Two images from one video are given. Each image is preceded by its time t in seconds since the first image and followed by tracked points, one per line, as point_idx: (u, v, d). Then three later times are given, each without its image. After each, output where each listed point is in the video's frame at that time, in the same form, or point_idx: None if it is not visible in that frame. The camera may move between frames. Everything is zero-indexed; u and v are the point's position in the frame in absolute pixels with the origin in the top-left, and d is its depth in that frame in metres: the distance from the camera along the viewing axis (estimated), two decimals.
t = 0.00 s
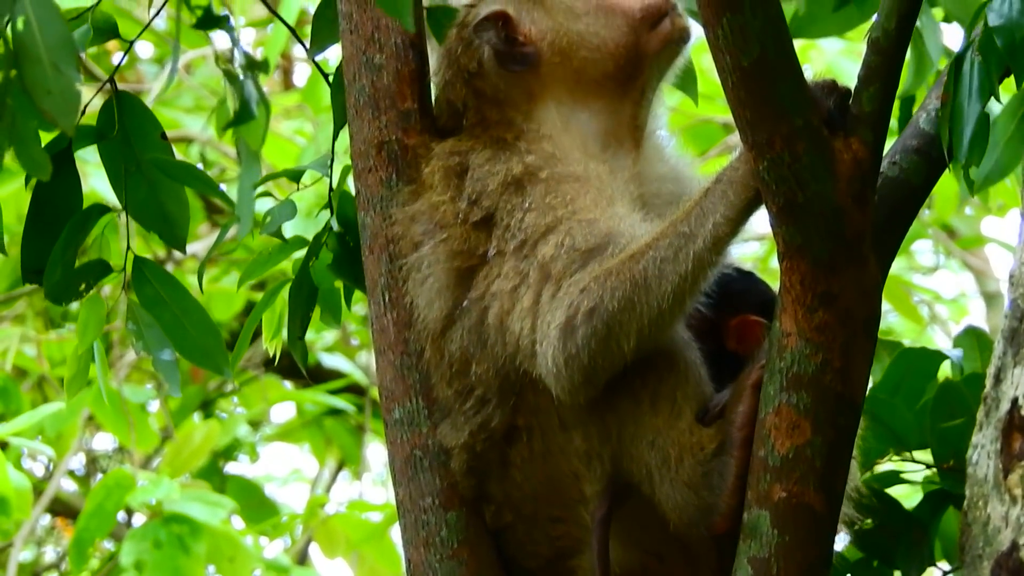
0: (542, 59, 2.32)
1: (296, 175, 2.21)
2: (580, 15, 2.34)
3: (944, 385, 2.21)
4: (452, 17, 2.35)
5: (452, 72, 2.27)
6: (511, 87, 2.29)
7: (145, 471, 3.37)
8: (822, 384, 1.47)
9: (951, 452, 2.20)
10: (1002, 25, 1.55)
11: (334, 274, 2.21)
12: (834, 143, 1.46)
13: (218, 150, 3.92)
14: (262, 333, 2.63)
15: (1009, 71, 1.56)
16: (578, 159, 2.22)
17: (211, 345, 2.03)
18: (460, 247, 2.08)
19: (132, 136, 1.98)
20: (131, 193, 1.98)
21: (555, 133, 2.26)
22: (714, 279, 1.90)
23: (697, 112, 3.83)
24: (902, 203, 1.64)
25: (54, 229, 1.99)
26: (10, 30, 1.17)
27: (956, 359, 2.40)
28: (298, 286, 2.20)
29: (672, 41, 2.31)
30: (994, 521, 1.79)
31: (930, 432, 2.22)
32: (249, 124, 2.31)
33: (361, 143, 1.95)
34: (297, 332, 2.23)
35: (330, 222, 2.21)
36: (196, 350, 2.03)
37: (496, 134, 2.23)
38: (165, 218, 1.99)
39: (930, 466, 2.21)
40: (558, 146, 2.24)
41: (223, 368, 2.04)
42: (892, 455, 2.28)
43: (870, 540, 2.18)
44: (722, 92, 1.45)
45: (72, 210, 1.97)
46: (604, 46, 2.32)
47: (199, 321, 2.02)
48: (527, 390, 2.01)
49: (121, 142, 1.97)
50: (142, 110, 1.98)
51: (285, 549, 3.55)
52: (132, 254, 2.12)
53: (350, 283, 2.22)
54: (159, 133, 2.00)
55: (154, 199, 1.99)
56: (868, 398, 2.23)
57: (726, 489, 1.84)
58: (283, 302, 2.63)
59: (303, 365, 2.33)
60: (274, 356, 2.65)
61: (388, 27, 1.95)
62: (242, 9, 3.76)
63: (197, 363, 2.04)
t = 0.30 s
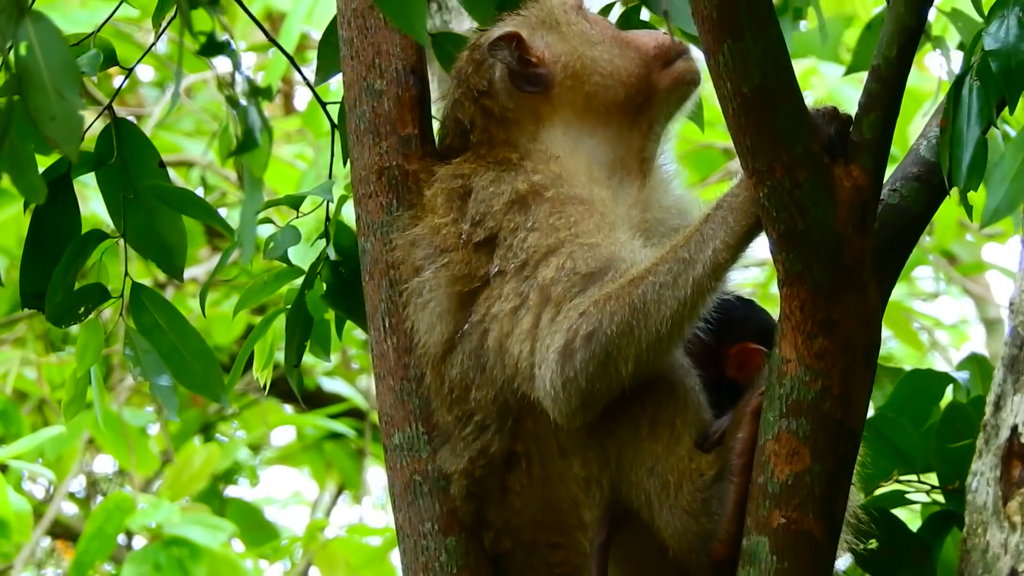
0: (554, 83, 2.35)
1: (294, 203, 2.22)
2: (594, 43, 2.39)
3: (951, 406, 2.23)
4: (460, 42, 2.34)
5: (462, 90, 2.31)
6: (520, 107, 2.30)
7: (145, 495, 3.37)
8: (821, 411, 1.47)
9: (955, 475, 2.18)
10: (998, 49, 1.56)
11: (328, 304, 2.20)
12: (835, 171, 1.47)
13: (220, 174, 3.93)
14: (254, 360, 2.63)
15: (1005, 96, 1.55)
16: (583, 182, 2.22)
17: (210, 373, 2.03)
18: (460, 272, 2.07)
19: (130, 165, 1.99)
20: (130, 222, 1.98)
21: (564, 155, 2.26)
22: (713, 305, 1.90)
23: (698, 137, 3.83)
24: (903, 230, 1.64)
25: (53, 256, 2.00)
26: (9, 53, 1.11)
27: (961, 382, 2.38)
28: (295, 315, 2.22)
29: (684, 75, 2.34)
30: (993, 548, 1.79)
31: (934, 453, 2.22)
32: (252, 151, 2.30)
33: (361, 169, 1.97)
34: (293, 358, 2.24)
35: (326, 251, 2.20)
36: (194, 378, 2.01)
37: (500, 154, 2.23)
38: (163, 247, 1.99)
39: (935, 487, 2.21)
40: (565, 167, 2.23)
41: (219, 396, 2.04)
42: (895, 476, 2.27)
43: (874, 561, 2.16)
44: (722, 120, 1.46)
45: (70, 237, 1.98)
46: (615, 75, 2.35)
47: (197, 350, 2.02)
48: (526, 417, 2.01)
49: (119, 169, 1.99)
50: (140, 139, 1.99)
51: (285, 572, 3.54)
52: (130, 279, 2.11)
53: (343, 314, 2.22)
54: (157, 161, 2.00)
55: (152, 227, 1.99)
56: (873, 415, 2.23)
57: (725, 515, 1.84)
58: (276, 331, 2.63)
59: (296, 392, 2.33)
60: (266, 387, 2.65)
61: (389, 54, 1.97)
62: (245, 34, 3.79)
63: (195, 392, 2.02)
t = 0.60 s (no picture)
0: (560, 96, 2.36)
1: (295, 215, 2.22)
2: (602, 59, 2.40)
3: (955, 432, 2.19)
4: (462, 59, 2.38)
5: (470, 102, 2.32)
6: (527, 120, 2.32)
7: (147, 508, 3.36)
8: (824, 424, 1.47)
9: (960, 499, 2.19)
10: (1003, 64, 1.59)
11: (329, 317, 2.20)
12: (838, 183, 1.48)
13: (221, 187, 3.93)
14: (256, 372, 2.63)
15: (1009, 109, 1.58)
16: (590, 195, 2.22)
17: (208, 386, 2.04)
18: (464, 283, 2.08)
19: (131, 177, 1.99)
20: (130, 234, 2.00)
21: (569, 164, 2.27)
22: (717, 317, 1.91)
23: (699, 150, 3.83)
24: (907, 243, 1.64)
25: (53, 267, 2.00)
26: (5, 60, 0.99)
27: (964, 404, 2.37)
28: (295, 329, 2.23)
29: (692, 93, 2.34)
30: (995, 561, 1.79)
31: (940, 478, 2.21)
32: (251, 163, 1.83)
33: (365, 182, 1.97)
34: (293, 371, 2.26)
35: (327, 265, 2.21)
36: (192, 391, 2.03)
37: (506, 165, 2.25)
38: (161, 260, 2.00)
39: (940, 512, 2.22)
40: (571, 177, 2.24)
41: (217, 408, 2.04)
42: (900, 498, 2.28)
43: None
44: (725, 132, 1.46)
45: (70, 249, 1.99)
46: (621, 92, 2.36)
47: (196, 363, 2.03)
48: (529, 429, 2.02)
49: (119, 181, 1.99)
50: (140, 152, 1.99)
51: None
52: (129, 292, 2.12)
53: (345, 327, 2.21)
54: (159, 173, 2.00)
55: (152, 241, 2.00)
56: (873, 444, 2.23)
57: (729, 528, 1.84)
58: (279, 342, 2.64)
59: (297, 405, 2.34)
60: (267, 398, 2.66)
61: (392, 67, 1.97)
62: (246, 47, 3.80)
63: (192, 403, 2.04)
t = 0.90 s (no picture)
0: (560, 101, 2.36)
1: (302, 219, 2.22)
2: (602, 64, 2.40)
3: (957, 434, 2.20)
4: (469, 59, 2.37)
5: (470, 108, 2.31)
6: (527, 125, 2.31)
7: (144, 511, 3.36)
8: (825, 430, 1.48)
9: (961, 501, 2.22)
10: (1008, 68, 1.58)
11: (340, 318, 2.22)
12: (839, 190, 1.48)
13: (220, 190, 3.93)
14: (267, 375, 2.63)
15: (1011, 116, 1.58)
16: (591, 200, 2.23)
17: (221, 391, 2.05)
18: (466, 288, 2.08)
19: (139, 180, 1.99)
20: (139, 238, 1.99)
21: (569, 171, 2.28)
22: (718, 323, 1.91)
23: (698, 155, 3.83)
24: (907, 249, 1.65)
25: (62, 271, 2.00)
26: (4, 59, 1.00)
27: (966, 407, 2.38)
28: (306, 330, 2.21)
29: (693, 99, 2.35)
30: (991, 567, 1.79)
31: (940, 482, 2.23)
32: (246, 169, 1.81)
33: (366, 187, 1.97)
34: (305, 374, 2.25)
35: (336, 266, 2.21)
36: (205, 395, 2.05)
37: (507, 170, 2.25)
38: (172, 264, 2.01)
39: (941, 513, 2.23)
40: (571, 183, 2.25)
41: (229, 411, 2.06)
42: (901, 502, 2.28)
43: None
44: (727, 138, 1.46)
45: (79, 253, 1.99)
46: (621, 98, 2.37)
47: (207, 365, 2.03)
48: (530, 433, 2.02)
49: (127, 184, 1.99)
50: (149, 155, 1.99)
51: None
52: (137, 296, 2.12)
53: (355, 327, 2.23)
54: (167, 176, 2.00)
55: (161, 245, 2.00)
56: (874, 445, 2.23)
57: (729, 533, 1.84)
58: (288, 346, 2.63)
59: (311, 409, 2.36)
60: (278, 400, 2.64)
61: (394, 71, 1.96)
62: (245, 49, 3.79)
63: (205, 407, 2.05)
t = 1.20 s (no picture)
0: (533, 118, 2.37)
1: (298, 214, 2.22)
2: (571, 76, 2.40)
3: (957, 428, 2.23)
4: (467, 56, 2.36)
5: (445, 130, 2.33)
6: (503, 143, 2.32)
7: (144, 502, 3.36)
8: (825, 425, 1.48)
9: (960, 495, 2.24)
10: (1009, 64, 1.57)
11: (333, 314, 2.20)
12: (840, 185, 1.48)
13: (221, 181, 3.93)
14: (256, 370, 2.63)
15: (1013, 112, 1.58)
16: (592, 194, 2.23)
17: (213, 384, 2.04)
18: (467, 281, 2.08)
19: (135, 174, 1.99)
20: (136, 232, 1.99)
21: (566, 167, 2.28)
22: (718, 315, 1.91)
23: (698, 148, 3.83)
24: (909, 244, 1.64)
25: (58, 264, 1.99)
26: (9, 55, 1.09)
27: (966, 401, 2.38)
28: (298, 325, 2.23)
29: (679, 84, 2.34)
30: (991, 562, 1.79)
31: (940, 475, 2.24)
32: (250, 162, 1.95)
33: (367, 180, 1.97)
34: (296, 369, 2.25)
35: (330, 262, 2.22)
36: (198, 389, 2.03)
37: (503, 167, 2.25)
38: (168, 260, 2.00)
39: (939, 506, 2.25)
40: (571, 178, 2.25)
41: (222, 405, 2.04)
42: (900, 495, 2.28)
43: None
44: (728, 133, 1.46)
45: (75, 246, 1.98)
46: (597, 102, 2.36)
47: (201, 360, 2.03)
48: (530, 427, 2.02)
49: (124, 178, 1.99)
50: (146, 150, 1.99)
51: None
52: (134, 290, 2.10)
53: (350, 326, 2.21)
54: (163, 171, 2.00)
55: (157, 239, 1.99)
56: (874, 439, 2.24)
57: (728, 527, 1.84)
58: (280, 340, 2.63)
59: (301, 403, 2.34)
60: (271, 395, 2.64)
61: (395, 64, 1.98)
62: (246, 41, 3.79)
63: (198, 400, 2.04)
